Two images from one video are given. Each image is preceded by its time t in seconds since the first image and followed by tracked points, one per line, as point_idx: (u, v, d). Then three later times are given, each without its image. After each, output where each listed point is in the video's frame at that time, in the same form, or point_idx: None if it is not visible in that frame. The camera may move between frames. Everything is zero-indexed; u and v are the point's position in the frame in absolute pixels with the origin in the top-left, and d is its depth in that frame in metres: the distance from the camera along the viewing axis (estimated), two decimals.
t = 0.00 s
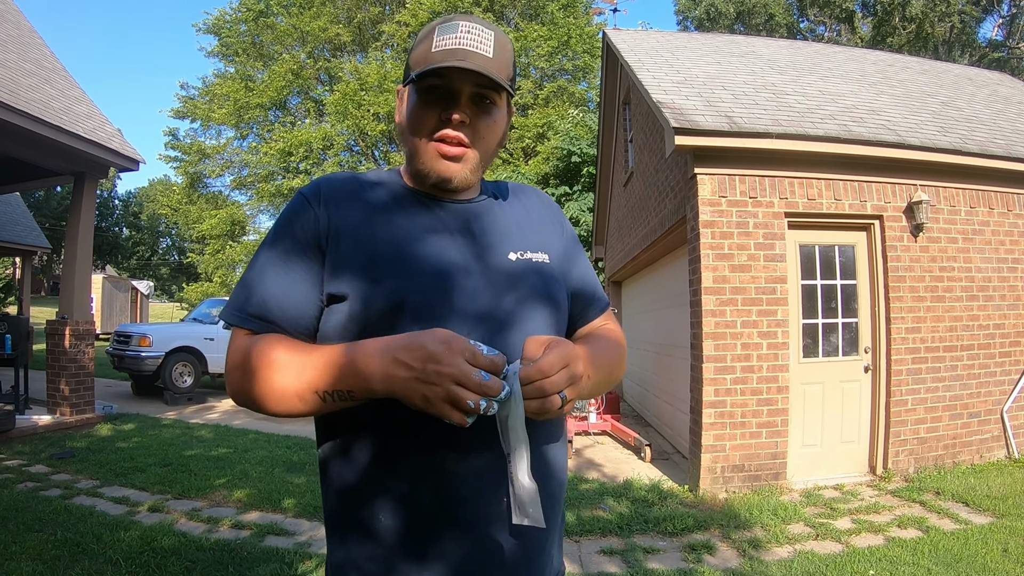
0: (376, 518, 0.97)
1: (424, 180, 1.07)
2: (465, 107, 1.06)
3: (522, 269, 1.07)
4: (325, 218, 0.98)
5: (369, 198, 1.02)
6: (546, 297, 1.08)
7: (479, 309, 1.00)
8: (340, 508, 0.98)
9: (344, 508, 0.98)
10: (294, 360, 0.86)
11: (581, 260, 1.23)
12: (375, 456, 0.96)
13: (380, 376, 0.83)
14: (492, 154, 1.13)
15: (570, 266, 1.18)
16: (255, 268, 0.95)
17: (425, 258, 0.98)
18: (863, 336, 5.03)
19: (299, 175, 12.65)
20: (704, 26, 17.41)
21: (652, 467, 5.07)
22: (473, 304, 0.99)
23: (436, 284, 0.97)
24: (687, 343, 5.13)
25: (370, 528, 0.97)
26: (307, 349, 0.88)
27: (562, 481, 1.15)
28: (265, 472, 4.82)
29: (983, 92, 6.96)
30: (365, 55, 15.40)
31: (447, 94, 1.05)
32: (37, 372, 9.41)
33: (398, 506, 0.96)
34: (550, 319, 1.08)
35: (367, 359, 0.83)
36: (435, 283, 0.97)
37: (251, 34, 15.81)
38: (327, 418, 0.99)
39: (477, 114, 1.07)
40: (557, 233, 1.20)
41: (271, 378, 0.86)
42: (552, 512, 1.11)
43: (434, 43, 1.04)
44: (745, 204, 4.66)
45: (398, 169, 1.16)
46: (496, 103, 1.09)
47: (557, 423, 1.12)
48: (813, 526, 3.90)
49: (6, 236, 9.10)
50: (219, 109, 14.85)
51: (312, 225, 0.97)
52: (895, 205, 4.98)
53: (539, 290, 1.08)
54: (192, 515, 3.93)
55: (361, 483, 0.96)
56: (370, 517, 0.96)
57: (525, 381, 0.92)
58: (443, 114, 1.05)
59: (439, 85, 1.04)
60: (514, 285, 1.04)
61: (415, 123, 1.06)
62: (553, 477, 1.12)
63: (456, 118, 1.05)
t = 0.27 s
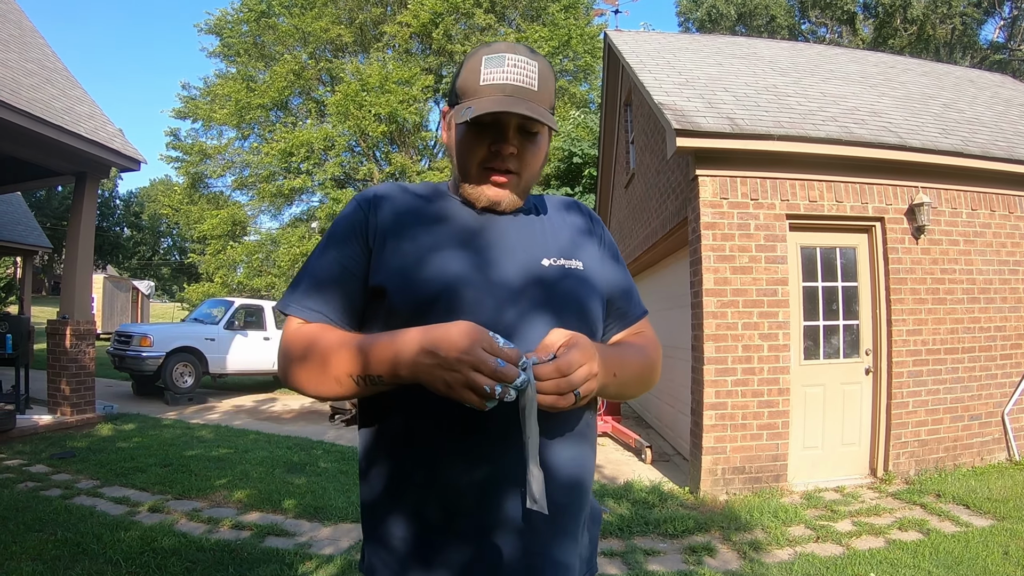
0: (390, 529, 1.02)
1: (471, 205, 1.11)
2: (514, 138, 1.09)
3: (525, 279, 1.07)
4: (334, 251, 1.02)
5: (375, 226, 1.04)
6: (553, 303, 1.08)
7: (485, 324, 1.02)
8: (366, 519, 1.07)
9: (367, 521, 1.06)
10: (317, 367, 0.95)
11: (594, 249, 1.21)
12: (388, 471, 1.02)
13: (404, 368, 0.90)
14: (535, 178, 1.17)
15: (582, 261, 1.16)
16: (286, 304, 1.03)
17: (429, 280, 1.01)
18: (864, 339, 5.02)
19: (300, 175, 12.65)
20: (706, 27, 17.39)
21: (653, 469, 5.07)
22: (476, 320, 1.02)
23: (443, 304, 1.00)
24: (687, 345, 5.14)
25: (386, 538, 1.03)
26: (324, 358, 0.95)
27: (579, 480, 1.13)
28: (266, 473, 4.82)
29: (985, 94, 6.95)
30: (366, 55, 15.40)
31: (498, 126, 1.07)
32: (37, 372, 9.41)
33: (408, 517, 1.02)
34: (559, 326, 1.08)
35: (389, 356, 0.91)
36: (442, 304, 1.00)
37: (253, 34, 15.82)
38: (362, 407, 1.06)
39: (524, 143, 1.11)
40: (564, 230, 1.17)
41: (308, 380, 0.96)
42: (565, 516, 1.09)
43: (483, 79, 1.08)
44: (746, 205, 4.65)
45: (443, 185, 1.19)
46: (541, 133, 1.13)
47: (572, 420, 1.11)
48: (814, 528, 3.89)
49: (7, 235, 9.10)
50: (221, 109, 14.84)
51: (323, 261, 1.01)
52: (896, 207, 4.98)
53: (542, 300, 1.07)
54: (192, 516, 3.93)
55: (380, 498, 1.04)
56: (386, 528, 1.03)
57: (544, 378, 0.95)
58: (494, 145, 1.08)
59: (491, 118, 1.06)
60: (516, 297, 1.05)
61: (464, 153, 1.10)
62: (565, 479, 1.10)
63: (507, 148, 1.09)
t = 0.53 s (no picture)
0: (388, 538, 1.05)
1: (487, 211, 1.14)
2: (528, 146, 1.13)
3: (521, 290, 1.07)
4: (335, 272, 1.02)
5: (375, 244, 1.05)
6: (548, 314, 1.09)
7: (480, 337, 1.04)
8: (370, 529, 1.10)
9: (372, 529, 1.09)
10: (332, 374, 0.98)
11: (591, 254, 1.21)
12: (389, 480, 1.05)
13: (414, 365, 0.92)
14: (546, 186, 1.20)
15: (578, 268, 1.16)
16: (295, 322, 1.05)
17: (427, 295, 1.02)
18: (861, 344, 5.03)
19: (299, 176, 12.65)
20: (706, 31, 17.41)
21: (649, 473, 5.08)
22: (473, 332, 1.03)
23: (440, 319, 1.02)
24: (685, 349, 5.14)
25: (386, 546, 1.05)
26: (334, 368, 0.98)
27: (579, 487, 1.12)
28: (262, 474, 4.81)
29: (984, 100, 6.97)
30: (366, 57, 15.40)
31: (512, 134, 1.11)
32: (34, 371, 9.39)
33: (406, 526, 1.04)
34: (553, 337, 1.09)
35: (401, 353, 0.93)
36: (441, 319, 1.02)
37: (253, 34, 15.83)
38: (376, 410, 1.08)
39: (537, 151, 1.15)
40: (559, 237, 1.17)
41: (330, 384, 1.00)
42: (562, 525, 1.07)
43: (500, 89, 1.11)
44: (745, 210, 4.66)
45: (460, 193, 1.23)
46: (554, 141, 1.17)
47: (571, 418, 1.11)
48: (810, 533, 3.89)
49: (5, 234, 9.09)
50: (220, 110, 14.83)
51: (326, 282, 1.02)
52: (895, 212, 4.98)
53: (535, 313, 1.08)
54: (188, 516, 3.92)
55: (383, 509, 1.06)
56: (387, 538, 1.05)
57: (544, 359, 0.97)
58: (508, 153, 1.12)
59: (505, 126, 1.10)
60: (512, 308, 1.06)
61: (480, 161, 1.14)
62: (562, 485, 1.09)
63: (521, 156, 1.12)
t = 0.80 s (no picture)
0: (385, 544, 1.03)
1: (486, 219, 1.15)
2: (528, 157, 1.13)
3: (517, 299, 1.07)
4: (333, 277, 1.01)
5: (374, 250, 1.04)
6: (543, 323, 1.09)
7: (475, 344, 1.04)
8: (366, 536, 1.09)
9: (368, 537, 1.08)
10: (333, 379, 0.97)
11: (586, 263, 1.22)
12: (387, 485, 1.04)
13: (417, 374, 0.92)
14: (545, 195, 1.21)
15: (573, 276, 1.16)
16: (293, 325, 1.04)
17: (424, 303, 1.02)
18: (858, 347, 5.03)
19: (297, 179, 12.64)
20: (704, 35, 17.43)
21: (647, 476, 5.08)
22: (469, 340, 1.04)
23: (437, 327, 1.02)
24: (682, 353, 5.14)
25: (383, 550, 1.03)
26: (334, 374, 0.96)
27: (573, 494, 1.12)
28: (259, 477, 4.80)
29: (981, 104, 6.98)
30: (365, 59, 15.40)
31: (514, 146, 1.12)
32: (31, 373, 9.38)
33: (404, 530, 1.02)
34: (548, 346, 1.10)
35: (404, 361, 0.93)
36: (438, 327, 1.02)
37: (252, 37, 15.83)
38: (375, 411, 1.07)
39: (537, 162, 1.15)
40: (554, 245, 1.18)
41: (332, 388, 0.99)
42: (556, 532, 1.08)
43: (502, 101, 1.11)
44: (742, 213, 4.66)
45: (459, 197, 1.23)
46: (554, 152, 1.18)
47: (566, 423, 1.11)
48: (807, 536, 3.89)
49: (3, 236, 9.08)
50: (218, 112, 14.83)
51: (324, 287, 1.01)
52: (892, 216, 4.99)
53: (530, 321, 1.08)
54: (184, 519, 3.91)
55: (379, 516, 1.05)
56: (383, 545, 1.04)
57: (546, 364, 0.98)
58: (509, 164, 1.13)
59: (507, 138, 1.11)
60: (508, 317, 1.06)
61: (480, 170, 1.14)
62: (556, 492, 1.09)
63: (522, 167, 1.13)
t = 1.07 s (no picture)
0: (384, 550, 1.03)
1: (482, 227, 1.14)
2: (524, 164, 1.14)
3: (517, 309, 1.07)
4: (334, 284, 1.00)
5: (374, 258, 1.03)
6: (543, 334, 1.09)
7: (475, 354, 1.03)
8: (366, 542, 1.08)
9: (367, 543, 1.07)
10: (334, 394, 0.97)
11: (584, 274, 1.22)
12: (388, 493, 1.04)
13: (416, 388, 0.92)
14: (539, 204, 1.22)
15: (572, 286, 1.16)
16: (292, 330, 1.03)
17: (424, 312, 1.01)
18: (857, 351, 5.03)
19: (296, 183, 12.66)
20: (702, 40, 17.47)
21: (646, 481, 5.07)
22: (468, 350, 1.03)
23: (436, 336, 1.02)
24: (681, 357, 5.14)
25: (383, 556, 1.04)
26: (334, 387, 0.97)
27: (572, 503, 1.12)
28: (257, 481, 4.79)
29: (979, 108, 7.00)
30: (363, 64, 15.42)
31: (509, 153, 1.12)
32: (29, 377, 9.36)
33: (404, 537, 1.02)
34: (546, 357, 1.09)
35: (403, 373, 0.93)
36: (437, 336, 1.02)
37: (250, 41, 15.85)
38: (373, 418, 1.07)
39: (531, 169, 1.16)
40: (553, 254, 1.18)
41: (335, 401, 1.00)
42: (555, 541, 1.08)
43: (496, 109, 1.13)
44: (741, 218, 4.67)
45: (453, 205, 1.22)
46: (547, 161, 1.19)
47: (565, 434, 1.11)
48: (807, 541, 3.89)
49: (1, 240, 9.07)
50: (217, 116, 14.84)
51: (324, 294, 1.00)
52: (890, 220, 5.00)
53: (530, 332, 1.07)
54: (182, 524, 3.90)
55: (379, 523, 1.05)
56: (382, 552, 1.04)
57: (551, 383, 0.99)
58: (505, 171, 1.13)
59: (502, 145, 1.11)
60: (507, 327, 1.06)
61: (475, 177, 1.14)
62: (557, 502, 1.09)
63: (517, 174, 1.13)
